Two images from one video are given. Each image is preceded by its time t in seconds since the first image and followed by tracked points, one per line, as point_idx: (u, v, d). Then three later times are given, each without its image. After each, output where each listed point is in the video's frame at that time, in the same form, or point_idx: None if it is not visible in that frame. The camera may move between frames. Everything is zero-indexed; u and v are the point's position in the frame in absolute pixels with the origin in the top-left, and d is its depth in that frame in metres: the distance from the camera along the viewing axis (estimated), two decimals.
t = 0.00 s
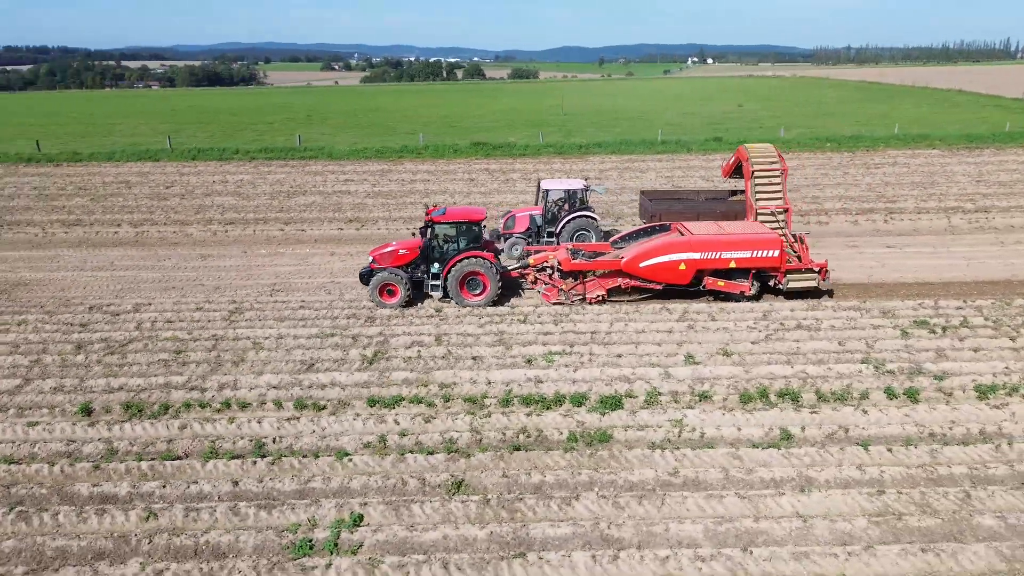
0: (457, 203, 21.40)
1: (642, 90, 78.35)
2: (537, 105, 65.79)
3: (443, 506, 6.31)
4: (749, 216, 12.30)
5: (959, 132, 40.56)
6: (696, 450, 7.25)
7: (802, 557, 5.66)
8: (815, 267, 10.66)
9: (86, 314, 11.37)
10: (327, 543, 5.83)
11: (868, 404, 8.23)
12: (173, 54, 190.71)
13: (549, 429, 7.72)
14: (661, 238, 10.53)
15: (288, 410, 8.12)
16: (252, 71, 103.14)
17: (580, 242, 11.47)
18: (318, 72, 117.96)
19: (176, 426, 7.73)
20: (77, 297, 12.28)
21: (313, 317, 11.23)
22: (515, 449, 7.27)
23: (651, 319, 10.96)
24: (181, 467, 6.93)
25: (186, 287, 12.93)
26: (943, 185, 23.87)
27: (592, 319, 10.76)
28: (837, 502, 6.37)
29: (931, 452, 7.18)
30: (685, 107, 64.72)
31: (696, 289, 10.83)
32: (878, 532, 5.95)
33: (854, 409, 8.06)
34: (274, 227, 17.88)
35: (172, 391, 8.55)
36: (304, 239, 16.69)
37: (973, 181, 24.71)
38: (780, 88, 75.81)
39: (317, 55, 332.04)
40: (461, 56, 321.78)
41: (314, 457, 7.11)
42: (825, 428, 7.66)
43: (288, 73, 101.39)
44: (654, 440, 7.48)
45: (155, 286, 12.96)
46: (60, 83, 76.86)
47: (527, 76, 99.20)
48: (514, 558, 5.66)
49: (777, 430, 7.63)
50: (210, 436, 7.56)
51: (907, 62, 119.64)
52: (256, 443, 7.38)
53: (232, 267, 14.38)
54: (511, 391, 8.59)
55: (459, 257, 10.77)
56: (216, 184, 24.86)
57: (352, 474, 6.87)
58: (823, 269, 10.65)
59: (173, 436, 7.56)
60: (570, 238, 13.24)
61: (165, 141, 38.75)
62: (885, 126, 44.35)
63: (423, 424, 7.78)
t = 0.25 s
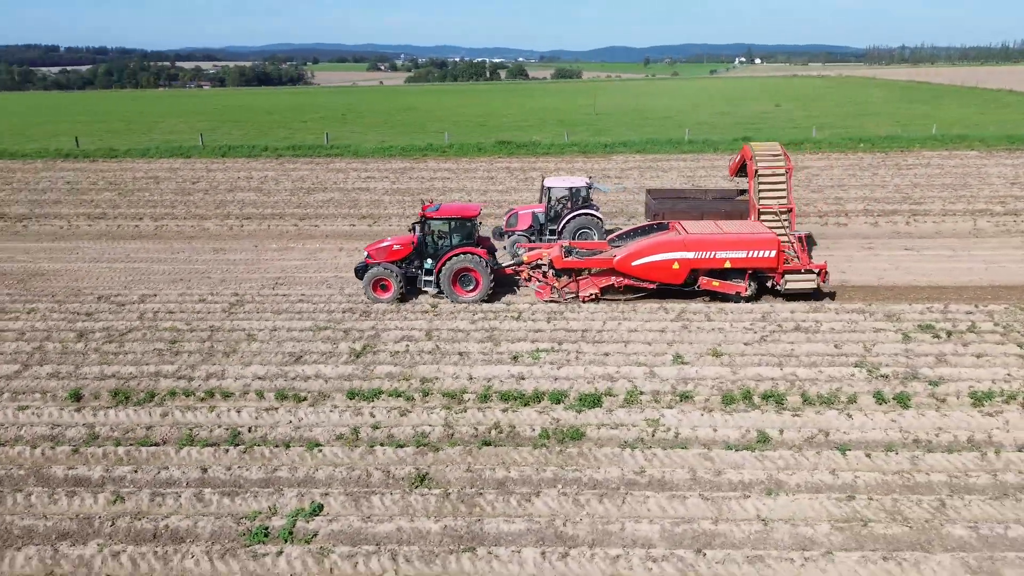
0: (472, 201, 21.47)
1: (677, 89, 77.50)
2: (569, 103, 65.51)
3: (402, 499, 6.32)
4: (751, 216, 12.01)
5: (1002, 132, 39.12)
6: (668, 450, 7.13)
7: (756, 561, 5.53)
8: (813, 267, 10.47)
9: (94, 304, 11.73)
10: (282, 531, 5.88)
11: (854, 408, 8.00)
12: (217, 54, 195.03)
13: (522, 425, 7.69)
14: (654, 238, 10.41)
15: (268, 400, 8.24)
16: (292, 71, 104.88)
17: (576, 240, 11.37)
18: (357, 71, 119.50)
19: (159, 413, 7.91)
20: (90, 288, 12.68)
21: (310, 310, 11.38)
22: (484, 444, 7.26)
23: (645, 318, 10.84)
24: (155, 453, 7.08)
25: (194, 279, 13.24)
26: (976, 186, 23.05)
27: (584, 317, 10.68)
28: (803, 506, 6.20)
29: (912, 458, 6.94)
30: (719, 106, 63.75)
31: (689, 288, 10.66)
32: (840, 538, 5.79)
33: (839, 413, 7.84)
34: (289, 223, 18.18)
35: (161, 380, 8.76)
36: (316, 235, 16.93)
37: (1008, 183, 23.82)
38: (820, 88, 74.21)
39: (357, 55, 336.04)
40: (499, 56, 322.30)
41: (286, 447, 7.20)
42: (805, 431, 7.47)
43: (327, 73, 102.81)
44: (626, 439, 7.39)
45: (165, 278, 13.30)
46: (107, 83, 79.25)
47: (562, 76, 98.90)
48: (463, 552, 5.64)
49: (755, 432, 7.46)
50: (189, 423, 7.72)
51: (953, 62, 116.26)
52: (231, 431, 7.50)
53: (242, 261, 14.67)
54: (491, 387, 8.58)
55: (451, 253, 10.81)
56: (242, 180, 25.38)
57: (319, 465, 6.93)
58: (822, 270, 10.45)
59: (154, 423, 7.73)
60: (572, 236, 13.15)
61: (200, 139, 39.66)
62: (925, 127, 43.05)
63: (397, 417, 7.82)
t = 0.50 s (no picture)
0: (489, 199, 21.51)
1: (713, 88, 76.37)
2: (602, 102, 65.08)
3: (363, 491, 6.36)
4: (754, 216, 11.76)
5: None
6: (638, 450, 7.04)
7: (707, 564, 5.42)
8: (811, 269, 10.21)
9: (103, 295, 12.09)
10: (240, 518, 5.97)
11: (838, 412, 7.79)
12: (260, 54, 198.83)
13: (496, 422, 7.67)
14: (646, 237, 10.29)
15: (251, 391, 8.38)
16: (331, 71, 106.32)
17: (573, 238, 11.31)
18: (395, 70, 120.62)
19: (144, 401, 8.11)
20: (103, 279, 13.07)
21: (309, 304, 11.54)
22: (454, 440, 7.26)
23: (639, 317, 10.72)
24: (133, 440, 7.25)
25: (203, 273, 13.55)
26: (1012, 189, 22.19)
27: (577, 315, 10.61)
28: (767, 511, 6.06)
29: (890, 465, 6.72)
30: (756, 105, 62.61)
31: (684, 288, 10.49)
32: (799, 544, 5.64)
33: (821, 417, 7.64)
34: (305, 219, 18.46)
35: (152, 369, 8.98)
36: (329, 231, 17.16)
37: None
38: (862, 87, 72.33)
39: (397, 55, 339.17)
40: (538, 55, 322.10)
41: (259, 437, 7.31)
42: (782, 435, 7.30)
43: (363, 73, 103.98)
44: (598, 437, 7.32)
45: (176, 271, 13.63)
46: (152, 82, 81.44)
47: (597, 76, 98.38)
48: (412, 545, 5.65)
49: (730, 434, 7.32)
50: (171, 412, 7.89)
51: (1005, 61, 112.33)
52: (210, 420, 7.65)
53: (252, 256, 14.95)
54: (471, 383, 8.58)
55: (444, 249, 10.88)
56: (267, 177, 25.87)
57: (289, 455, 7.02)
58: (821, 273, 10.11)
59: (138, 411, 7.93)
60: (575, 235, 13.10)
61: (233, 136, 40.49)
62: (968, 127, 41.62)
63: (373, 411, 7.87)
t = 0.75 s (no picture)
0: (505, 198, 21.51)
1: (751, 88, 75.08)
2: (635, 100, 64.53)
3: (324, 484, 6.41)
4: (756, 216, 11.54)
5: None
6: (607, 450, 6.95)
7: (655, 567, 5.33)
8: (805, 271, 9.97)
9: (113, 288, 12.43)
10: (201, 506, 6.07)
11: (820, 417, 7.59)
12: (302, 55, 202.20)
13: (469, 418, 7.65)
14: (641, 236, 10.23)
15: (235, 383, 8.51)
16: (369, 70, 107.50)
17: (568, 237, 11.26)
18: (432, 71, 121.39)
19: (131, 390, 8.31)
20: (116, 272, 13.45)
21: (307, 299, 11.69)
22: (424, 435, 7.26)
23: (633, 317, 10.60)
24: (113, 427, 7.44)
25: (212, 268, 13.83)
26: None
27: (569, 314, 10.54)
28: (727, 515, 5.93)
29: (865, 472, 6.52)
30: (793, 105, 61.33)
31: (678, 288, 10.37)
32: (754, 551, 5.50)
33: (802, 421, 7.44)
34: (320, 216, 18.71)
35: (145, 360, 9.20)
36: (342, 228, 17.35)
37: None
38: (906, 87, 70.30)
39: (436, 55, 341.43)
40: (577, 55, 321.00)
41: (234, 427, 7.42)
42: (758, 438, 7.13)
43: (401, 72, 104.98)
44: (568, 436, 7.25)
45: (186, 265, 13.95)
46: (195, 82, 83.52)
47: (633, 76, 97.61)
48: (363, 538, 5.66)
49: (704, 437, 7.18)
50: (155, 401, 8.07)
51: None
52: (190, 410, 7.80)
53: (263, 252, 15.21)
54: (452, 379, 8.58)
55: (437, 247, 10.95)
56: (291, 174, 26.30)
57: (260, 446, 7.11)
58: (818, 275, 9.87)
59: (123, 399, 8.12)
60: (576, 234, 13.03)
61: (265, 134, 41.27)
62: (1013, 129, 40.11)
63: (350, 405, 7.92)
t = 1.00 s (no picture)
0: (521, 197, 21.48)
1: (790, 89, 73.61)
2: (668, 100, 63.79)
3: (287, 475, 6.47)
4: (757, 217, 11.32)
5: None
6: (574, 450, 6.88)
7: (601, 568, 5.25)
8: (800, 274, 9.74)
9: (123, 281, 12.78)
10: (164, 494, 6.18)
11: (799, 422, 7.39)
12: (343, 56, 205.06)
13: (442, 415, 7.65)
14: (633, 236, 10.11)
15: (220, 375, 8.66)
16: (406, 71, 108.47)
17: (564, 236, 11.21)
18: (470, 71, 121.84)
19: (121, 380, 8.52)
20: (129, 266, 13.82)
21: (307, 294, 11.84)
22: (395, 430, 7.28)
23: (626, 318, 10.47)
24: (96, 415, 7.64)
25: (221, 262, 14.11)
26: None
27: (561, 314, 10.47)
28: (685, 519, 5.81)
29: (836, 480, 6.33)
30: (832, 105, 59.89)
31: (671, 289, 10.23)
32: (706, 556, 5.38)
33: (780, 426, 7.25)
34: (335, 213, 18.94)
35: (139, 351, 9.42)
36: (354, 225, 17.54)
37: None
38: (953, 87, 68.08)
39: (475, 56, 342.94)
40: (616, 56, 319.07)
41: (212, 418, 7.55)
42: (731, 442, 6.99)
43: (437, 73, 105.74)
44: (538, 435, 7.20)
45: (197, 260, 14.26)
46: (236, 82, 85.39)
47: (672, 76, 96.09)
48: (314, 529, 5.70)
49: (676, 439, 7.06)
50: (141, 391, 8.26)
51: None
52: (173, 401, 7.96)
53: (274, 247, 15.46)
54: (433, 376, 8.59)
55: (432, 244, 11.02)
56: (315, 172, 26.70)
57: (232, 437, 7.21)
58: (814, 277, 9.64)
59: (112, 388, 8.34)
60: (578, 233, 12.99)
61: (297, 134, 41.97)
62: None
63: (327, 399, 7.99)
